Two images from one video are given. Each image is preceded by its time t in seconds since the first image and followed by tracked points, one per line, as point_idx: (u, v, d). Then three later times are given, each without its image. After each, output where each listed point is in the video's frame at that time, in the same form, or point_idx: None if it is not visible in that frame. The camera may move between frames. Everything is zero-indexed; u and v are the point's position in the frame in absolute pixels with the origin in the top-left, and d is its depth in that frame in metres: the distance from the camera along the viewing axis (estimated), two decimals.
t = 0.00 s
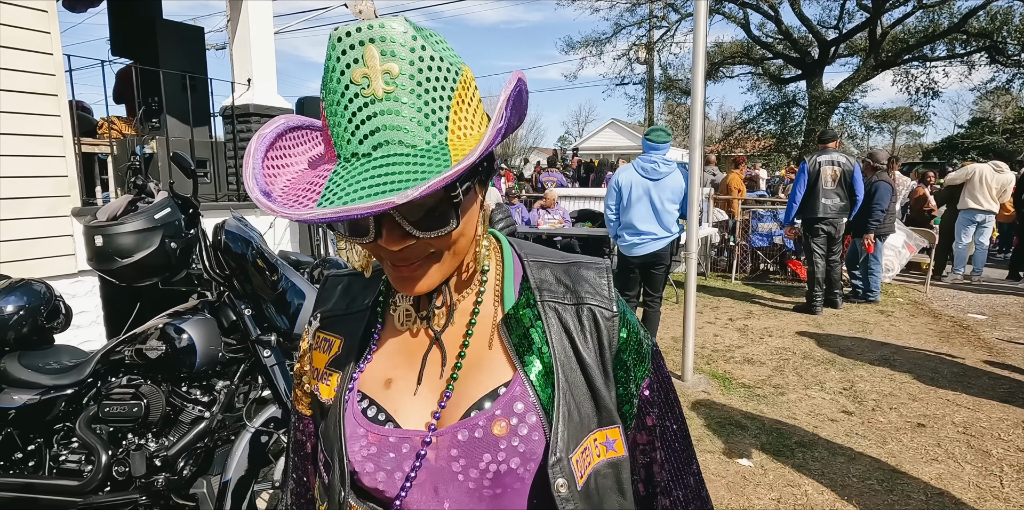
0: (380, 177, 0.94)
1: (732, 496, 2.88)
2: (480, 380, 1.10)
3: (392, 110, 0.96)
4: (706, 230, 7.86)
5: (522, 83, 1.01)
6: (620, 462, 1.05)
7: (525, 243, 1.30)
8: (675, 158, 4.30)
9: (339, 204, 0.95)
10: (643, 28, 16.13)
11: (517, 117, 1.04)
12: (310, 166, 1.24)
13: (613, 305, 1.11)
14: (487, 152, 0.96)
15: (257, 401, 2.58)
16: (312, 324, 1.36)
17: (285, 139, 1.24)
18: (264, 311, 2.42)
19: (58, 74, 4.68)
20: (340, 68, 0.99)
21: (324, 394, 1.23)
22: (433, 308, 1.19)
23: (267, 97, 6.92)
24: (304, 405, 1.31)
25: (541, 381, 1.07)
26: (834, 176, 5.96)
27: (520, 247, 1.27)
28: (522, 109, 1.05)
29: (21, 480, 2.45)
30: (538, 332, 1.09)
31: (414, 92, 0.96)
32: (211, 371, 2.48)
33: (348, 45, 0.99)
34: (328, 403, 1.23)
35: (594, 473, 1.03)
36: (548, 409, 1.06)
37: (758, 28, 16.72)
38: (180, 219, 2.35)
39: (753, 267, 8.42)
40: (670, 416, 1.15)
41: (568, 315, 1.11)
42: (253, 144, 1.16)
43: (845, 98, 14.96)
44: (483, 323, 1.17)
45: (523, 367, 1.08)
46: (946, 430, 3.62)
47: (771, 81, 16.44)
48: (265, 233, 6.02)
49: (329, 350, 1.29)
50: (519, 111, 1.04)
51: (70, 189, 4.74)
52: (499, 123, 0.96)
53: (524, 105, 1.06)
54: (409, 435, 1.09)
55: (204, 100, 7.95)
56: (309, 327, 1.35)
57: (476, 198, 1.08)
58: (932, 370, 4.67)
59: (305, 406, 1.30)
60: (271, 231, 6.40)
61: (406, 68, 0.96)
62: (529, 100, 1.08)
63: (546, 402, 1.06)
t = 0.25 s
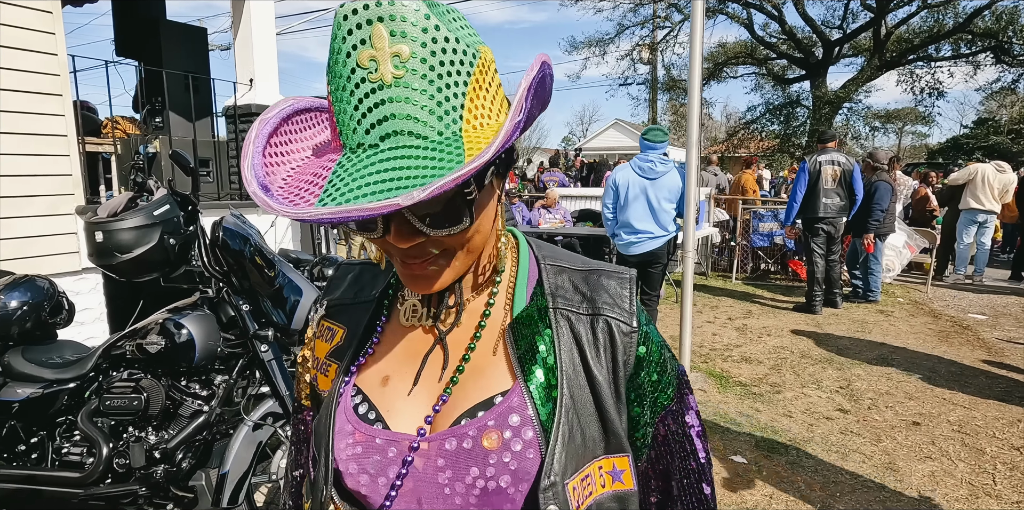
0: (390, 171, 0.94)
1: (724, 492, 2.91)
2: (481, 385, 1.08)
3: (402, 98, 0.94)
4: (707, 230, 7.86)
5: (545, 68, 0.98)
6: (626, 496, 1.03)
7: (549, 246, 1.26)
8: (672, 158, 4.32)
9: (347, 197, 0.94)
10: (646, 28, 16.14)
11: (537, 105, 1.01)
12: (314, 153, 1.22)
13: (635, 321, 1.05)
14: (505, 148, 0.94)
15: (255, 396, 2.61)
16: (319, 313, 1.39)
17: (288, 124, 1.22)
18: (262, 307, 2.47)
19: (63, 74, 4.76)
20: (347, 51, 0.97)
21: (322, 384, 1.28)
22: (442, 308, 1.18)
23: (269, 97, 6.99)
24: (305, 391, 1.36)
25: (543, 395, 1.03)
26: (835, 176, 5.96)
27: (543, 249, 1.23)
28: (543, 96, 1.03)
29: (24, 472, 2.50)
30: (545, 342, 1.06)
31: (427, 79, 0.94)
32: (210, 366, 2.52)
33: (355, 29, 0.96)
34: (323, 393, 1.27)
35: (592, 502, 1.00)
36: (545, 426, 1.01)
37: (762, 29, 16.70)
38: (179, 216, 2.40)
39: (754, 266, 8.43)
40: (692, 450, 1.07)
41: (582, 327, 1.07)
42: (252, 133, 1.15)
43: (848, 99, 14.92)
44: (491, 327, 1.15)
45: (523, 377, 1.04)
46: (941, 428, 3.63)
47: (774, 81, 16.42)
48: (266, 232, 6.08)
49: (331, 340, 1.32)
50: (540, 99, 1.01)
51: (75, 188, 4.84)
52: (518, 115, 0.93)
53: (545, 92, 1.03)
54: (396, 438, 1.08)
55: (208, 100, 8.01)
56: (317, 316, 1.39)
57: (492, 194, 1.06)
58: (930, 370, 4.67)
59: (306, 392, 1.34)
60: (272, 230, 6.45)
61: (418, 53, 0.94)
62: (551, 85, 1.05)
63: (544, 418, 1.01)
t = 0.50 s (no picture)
0: (412, 163, 0.87)
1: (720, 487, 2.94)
2: (498, 395, 1.02)
3: (426, 82, 0.86)
4: (708, 229, 7.89)
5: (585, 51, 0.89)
6: None
7: (584, 247, 1.18)
8: (670, 157, 4.35)
9: (365, 190, 0.88)
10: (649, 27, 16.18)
11: (575, 91, 0.93)
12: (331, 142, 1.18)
13: (673, 333, 0.94)
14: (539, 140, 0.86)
15: (256, 390, 2.66)
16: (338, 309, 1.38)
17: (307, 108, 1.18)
18: (262, 302, 2.51)
19: (68, 74, 4.84)
20: (368, 29, 0.90)
21: (337, 382, 1.26)
22: (463, 312, 1.14)
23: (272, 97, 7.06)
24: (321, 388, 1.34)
25: (562, 411, 0.93)
26: (835, 175, 5.97)
27: (575, 248, 1.15)
28: (582, 81, 0.94)
29: (30, 464, 2.56)
30: (568, 353, 0.96)
31: (454, 62, 0.87)
32: (212, 361, 2.57)
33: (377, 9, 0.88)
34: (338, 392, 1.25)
35: None
36: (563, 447, 0.92)
37: (765, 28, 16.71)
38: (181, 213, 2.45)
39: (754, 265, 8.45)
40: (732, 485, 0.98)
41: (613, 337, 0.96)
42: (266, 117, 1.11)
43: (851, 98, 14.91)
44: (513, 331, 1.09)
45: (539, 391, 0.96)
46: (937, 425, 3.66)
47: (777, 81, 16.42)
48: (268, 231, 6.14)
49: (348, 337, 1.30)
50: (579, 84, 0.93)
51: (79, 186, 4.92)
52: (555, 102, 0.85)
53: (585, 74, 0.95)
54: (401, 449, 1.03)
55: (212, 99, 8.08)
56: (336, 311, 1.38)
57: (523, 188, 0.98)
58: (928, 368, 4.69)
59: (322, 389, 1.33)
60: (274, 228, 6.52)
61: (446, 33, 0.86)
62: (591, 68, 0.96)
63: (562, 438, 0.92)
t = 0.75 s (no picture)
0: (435, 157, 0.75)
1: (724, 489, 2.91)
2: (525, 425, 0.95)
3: (451, 56, 0.74)
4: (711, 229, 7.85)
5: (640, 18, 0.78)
6: None
7: (645, 250, 1.05)
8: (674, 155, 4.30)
9: (379, 190, 0.76)
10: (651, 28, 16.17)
11: (630, 65, 0.81)
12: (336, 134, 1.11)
13: (748, 369, 0.80)
14: (590, 128, 0.74)
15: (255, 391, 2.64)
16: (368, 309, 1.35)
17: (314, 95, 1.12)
18: (261, 301, 2.48)
19: (68, 73, 4.84)
20: None
21: (360, 387, 1.23)
22: (500, 324, 1.07)
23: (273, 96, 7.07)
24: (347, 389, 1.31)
25: (595, 456, 0.84)
26: (839, 175, 5.93)
27: (631, 254, 1.02)
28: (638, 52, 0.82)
29: (27, 464, 2.52)
30: (615, 386, 0.85)
31: (484, 30, 0.74)
32: (211, 361, 2.55)
33: None
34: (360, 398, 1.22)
35: None
36: (595, 501, 0.83)
37: (768, 28, 16.67)
38: (179, 210, 2.43)
39: (758, 266, 8.42)
40: None
41: (671, 367, 0.83)
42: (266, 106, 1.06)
43: (854, 98, 14.86)
44: (551, 349, 1.02)
45: (569, 429, 0.87)
46: (943, 427, 3.62)
47: (779, 81, 16.38)
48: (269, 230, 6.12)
49: (375, 341, 1.26)
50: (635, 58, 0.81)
51: (79, 185, 4.92)
52: (609, 81, 0.74)
53: (642, 44, 0.83)
54: (410, 480, 0.99)
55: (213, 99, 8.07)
56: (366, 312, 1.35)
57: (568, 186, 0.86)
58: (934, 369, 4.65)
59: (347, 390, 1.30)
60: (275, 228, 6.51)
61: None
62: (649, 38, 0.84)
63: (591, 487, 0.83)
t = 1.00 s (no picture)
0: (459, 181, 0.72)
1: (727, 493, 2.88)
2: (548, 463, 0.92)
3: (482, 69, 0.70)
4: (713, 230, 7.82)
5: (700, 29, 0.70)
6: None
7: (697, 277, 0.96)
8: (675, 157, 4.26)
9: (395, 216, 0.74)
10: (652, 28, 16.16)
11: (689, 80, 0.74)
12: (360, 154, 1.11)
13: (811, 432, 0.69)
14: (632, 159, 0.68)
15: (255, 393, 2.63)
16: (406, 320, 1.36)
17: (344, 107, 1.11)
18: (260, 303, 2.47)
19: (69, 74, 4.88)
20: None
21: (390, 398, 1.23)
22: (532, 352, 1.01)
23: (273, 97, 7.09)
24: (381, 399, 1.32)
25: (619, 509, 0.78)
26: (842, 176, 5.90)
27: (683, 282, 0.94)
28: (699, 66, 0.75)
29: (25, 467, 2.51)
30: (654, 433, 0.76)
31: (521, 40, 0.69)
32: (210, 363, 2.53)
33: None
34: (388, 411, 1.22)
35: None
36: None
37: (769, 29, 16.65)
38: (178, 212, 2.43)
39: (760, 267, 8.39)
40: None
41: (720, 419, 0.73)
42: (295, 112, 1.05)
43: (856, 99, 14.83)
44: (585, 383, 0.97)
45: (593, 477, 0.81)
46: (947, 431, 3.59)
47: (781, 82, 16.35)
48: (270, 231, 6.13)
49: (409, 354, 1.26)
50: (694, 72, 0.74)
51: (80, 186, 4.95)
52: (658, 104, 0.67)
53: (702, 55, 0.76)
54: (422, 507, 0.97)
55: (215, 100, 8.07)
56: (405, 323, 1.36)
57: (608, 214, 0.79)
58: (937, 372, 4.63)
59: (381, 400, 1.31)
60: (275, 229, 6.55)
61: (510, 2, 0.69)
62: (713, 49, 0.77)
63: None
